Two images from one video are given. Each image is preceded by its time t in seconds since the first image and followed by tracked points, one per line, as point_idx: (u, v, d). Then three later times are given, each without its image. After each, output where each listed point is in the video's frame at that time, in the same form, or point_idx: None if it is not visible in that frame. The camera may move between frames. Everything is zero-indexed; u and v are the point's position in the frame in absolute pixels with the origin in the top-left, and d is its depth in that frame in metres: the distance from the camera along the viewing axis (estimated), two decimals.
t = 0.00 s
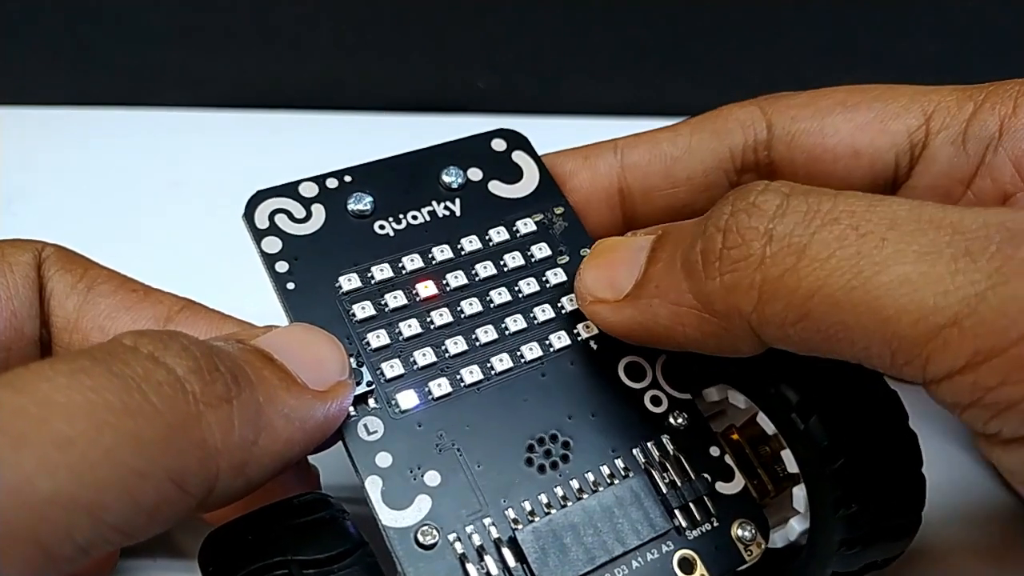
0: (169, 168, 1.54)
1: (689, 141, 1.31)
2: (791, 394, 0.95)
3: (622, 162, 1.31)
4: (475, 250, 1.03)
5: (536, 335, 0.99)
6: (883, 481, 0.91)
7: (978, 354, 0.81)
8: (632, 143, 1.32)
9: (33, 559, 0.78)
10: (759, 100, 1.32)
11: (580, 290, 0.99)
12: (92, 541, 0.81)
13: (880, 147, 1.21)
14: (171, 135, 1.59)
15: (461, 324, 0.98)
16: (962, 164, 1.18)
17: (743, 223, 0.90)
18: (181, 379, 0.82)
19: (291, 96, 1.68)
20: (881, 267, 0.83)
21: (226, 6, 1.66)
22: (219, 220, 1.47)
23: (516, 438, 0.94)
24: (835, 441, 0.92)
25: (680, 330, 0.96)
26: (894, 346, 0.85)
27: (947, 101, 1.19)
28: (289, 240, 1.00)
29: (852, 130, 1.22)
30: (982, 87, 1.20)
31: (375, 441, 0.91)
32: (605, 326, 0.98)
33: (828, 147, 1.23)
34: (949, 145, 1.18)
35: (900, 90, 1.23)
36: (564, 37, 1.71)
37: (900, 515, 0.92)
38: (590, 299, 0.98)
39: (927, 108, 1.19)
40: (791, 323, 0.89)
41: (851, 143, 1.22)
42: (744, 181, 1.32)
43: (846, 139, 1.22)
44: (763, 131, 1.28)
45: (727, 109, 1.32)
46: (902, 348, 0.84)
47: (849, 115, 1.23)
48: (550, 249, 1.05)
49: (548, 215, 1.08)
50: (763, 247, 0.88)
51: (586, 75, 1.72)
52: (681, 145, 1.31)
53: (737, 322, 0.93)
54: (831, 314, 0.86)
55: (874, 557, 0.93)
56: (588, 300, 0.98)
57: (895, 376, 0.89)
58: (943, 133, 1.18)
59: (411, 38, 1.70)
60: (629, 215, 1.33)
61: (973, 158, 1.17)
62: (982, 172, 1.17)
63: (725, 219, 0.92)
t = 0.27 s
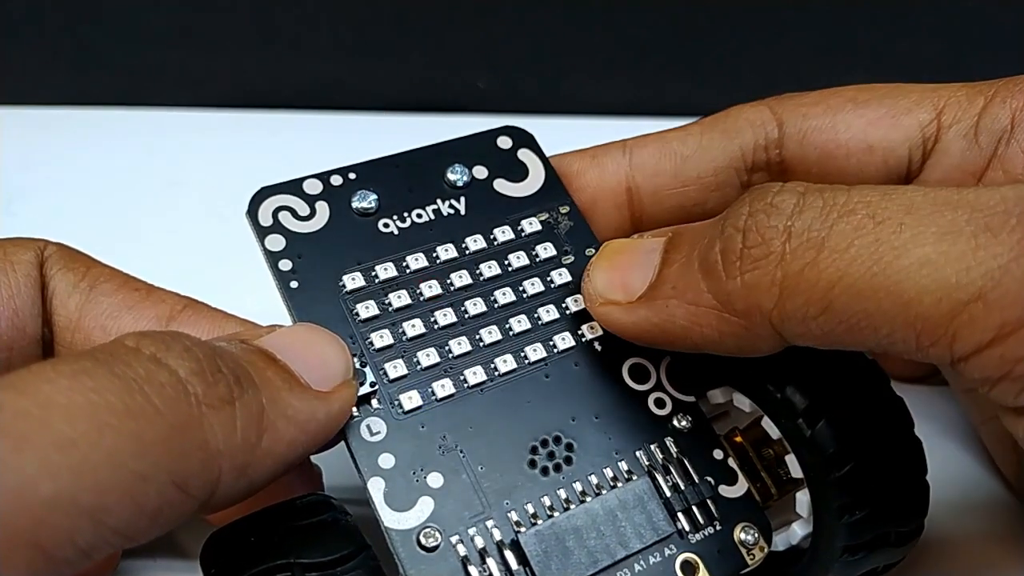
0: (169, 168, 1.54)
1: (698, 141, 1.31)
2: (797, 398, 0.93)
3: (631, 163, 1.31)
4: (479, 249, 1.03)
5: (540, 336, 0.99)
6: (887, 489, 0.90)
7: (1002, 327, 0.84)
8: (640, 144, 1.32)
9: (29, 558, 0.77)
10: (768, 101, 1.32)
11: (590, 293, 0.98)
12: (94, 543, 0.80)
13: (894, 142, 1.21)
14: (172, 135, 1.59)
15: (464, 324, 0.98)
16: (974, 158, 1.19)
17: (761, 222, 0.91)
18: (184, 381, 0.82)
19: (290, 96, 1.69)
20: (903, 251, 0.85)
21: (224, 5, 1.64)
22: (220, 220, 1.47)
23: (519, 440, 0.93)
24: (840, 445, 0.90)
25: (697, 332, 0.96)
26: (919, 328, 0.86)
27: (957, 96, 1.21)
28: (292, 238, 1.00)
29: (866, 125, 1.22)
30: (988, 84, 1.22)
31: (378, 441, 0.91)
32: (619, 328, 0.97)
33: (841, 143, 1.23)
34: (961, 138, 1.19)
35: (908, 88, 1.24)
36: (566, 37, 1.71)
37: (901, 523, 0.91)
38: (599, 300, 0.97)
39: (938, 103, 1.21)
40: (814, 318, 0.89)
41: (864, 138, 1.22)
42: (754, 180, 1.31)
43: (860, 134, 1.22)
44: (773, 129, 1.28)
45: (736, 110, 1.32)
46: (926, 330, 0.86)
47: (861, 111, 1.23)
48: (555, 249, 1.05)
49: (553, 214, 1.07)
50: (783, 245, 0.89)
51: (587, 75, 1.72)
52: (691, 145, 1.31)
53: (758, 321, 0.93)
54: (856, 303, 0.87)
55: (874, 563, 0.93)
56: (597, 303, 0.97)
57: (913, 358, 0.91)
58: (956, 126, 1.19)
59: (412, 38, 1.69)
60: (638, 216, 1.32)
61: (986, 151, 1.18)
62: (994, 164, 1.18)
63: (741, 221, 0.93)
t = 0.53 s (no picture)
0: (169, 168, 1.54)
1: (699, 140, 1.31)
2: (797, 398, 0.93)
3: (631, 163, 1.31)
4: (479, 249, 1.03)
5: (540, 336, 0.99)
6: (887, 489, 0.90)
7: (1007, 332, 0.84)
8: (641, 144, 1.32)
9: (31, 559, 0.76)
10: (771, 101, 1.31)
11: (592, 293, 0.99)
12: (95, 543, 0.80)
13: (897, 141, 1.21)
14: (171, 135, 1.59)
15: (464, 324, 0.98)
16: (979, 157, 1.19)
17: (768, 227, 0.91)
18: (185, 380, 0.82)
19: (290, 96, 1.69)
20: (907, 257, 0.85)
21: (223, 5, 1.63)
22: (219, 219, 1.47)
23: (519, 440, 0.93)
24: (840, 444, 0.90)
25: (700, 335, 0.96)
26: (924, 333, 0.87)
27: (960, 95, 1.21)
28: (292, 237, 1.00)
29: (869, 126, 1.22)
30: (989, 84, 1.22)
31: (378, 441, 0.91)
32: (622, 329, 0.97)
33: (844, 143, 1.23)
34: (965, 138, 1.19)
35: (909, 87, 1.24)
36: (566, 38, 1.70)
37: (901, 524, 0.91)
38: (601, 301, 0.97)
39: (941, 103, 1.21)
40: (820, 323, 0.90)
41: (867, 138, 1.22)
42: (756, 181, 1.31)
43: (863, 134, 1.22)
44: (776, 130, 1.27)
45: (738, 110, 1.32)
46: (931, 335, 0.87)
47: (864, 111, 1.23)
48: (555, 248, 1.05)
49: (553, 214, 1.07)
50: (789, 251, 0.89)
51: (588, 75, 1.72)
52: (692, 145, 1.31)
53: (762, 325, 0.93)
54: (861, 308, 0.87)
55: (873, 564, 0.93)
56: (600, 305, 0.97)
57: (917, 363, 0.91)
58: (958, 126, 1.19)
59: (411, 38, 1.68)
60: (638, 216, 1.32)
61: (990, 150, 1.18)
62: (998, 163, 1.18)
63: (746, 225, 0.93)
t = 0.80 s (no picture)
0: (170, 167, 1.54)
1: (707, 142, 1.30)
2: (800, 395, 0.91)
3: (640, 162, 1.29)
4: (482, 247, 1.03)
5: (542, 336, 0.99)
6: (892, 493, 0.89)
7: None
8: (648, 143, 1.31)
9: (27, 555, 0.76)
10: (778, 104, 1.32)
11: (631, 266, 1.03)
12: (90, 534, 0.79)
13: (906, 143, 1.22)
14: (172, 134, 1.59)
15: (467, 322, 0.98)
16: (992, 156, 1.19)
17: (802, 177, 0.91)
18: (181, 370, 0.82)
19: (290, 96, 1.69)
20: (947, 207, 0.84)
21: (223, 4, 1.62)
22: (220, 218, 1.47)
23: (521, 439, 0.93)
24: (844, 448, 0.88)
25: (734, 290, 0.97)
26: (959, 289, 0.86)
27: (970, 98, 1.22)
28: (295, 234, 1.00)
29: (878, 129, 1.23)
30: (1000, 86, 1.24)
31: (379, 440, 0.91)
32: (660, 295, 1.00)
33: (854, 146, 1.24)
34: (975, 139, 1.20)
35: (918, 92, 1.26)
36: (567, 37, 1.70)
37: (903, 529, 0.90)
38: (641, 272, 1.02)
39: (951, 106, 1.22)
40: (853, 270, 0.89)
41: (876, 141, 1.23)
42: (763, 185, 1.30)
43: (872, 137, 1.23)
44: (783, 133, 1.28)
45: (747, 112, 1.32)
46: (968, 289, 0.85)
47: (872, 116, 1.24)
48: (558, 247, 1.05)
49: (557, 212, 1.07)
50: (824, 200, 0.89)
51: (590, 74, 1.72)
52: (700, 146, 1.30)
53: (794, 271, 0.93)
54: (897, 255, 0.86)
55: (875, 567, 0.92)
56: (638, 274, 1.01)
57: (952, 323, 0.90)
58: (969, 129, 1.20)
59: (411, 38, 1.68)
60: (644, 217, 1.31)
61: (1002, 148, 1.19)
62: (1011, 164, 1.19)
63: (782, 179, 0.93)
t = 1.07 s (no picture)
0: (170, 168, 1.53)
1: (725, 131, 1.30)
2: (801, 396, 0.91)
3: (660, 150, 1.30)
4: (484, 247, 1.02)
5: (544, 337, 0.98)
6: (896, 495, 0.88)
7: None
8: (669, 133, 1.31)
9: (27, 547, 0.71)
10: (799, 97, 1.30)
11: (673, 287, 1.05)
12: (94, 523, 0.74)
13: (919, 135, 1.18)
14: (173, 135, 1.58)
15: (468, 324, 0.98)
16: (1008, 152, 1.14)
17: (831, 169, 0.90)
18: (184, 348, 0.78)
19: (290, 96, 1.69)
20: (984, 195, 0.80)
21: (223, 3, 1.62)
22: (221, 219, 1.47)
23: (522, 442, 0.93)
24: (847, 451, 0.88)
25: (774, 292, 0.96)
26: (998, 281, 0.81)
27: (987, 93, 1.17)
28: (295, 234, 0.99)
29: (889, 123, 1.20)
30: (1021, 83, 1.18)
31: (380, 443, 0.91)
32: (700, 312, 1.01)
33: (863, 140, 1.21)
34: (991, 132, 1.15)
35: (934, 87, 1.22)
36: (568, 37, 1.70)
37: (904, 533, 0.89)
38: (680, 291, 1.03)
39: (966, 99, 1.17)
40: (887, 265, 0.87)
41: (889, 132, 1.20)
42: (779, 174, 1.29)
43: (883, 129, 1.20)
44: (801, 125, 1.27)
45: (766, 103, 1.31)
46: (1002, 283, 0.81)
47: (883, 111, 1.21)
48: (560, 247, 1.04)
49: (558, 212, 1.06)
50: (853, 191, 0.88)
51: (591, 75, 1.72)
52: (717, 135, 1.30)
53: (830, 267, 0.92)
54: (930, 245, 0.83)
55: (875, 570, 0.92)
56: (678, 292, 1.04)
57: (994, 322, 0.86)
58: (985, 122, 1.15)
59: (412, 38, 1.68)
60: (661, 203, 1.33)
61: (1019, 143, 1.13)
62: None
63: (812, 173, 0.92)
